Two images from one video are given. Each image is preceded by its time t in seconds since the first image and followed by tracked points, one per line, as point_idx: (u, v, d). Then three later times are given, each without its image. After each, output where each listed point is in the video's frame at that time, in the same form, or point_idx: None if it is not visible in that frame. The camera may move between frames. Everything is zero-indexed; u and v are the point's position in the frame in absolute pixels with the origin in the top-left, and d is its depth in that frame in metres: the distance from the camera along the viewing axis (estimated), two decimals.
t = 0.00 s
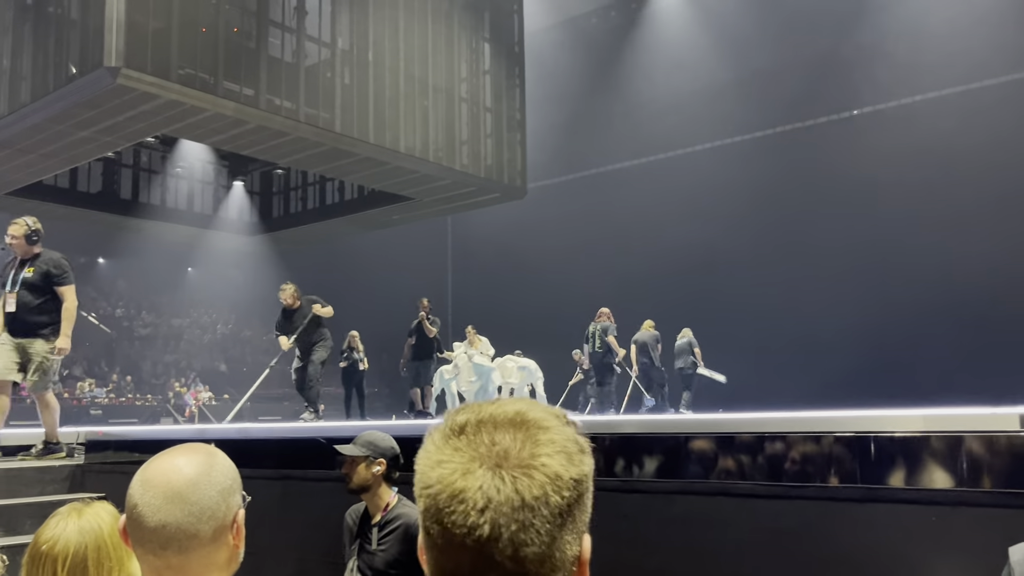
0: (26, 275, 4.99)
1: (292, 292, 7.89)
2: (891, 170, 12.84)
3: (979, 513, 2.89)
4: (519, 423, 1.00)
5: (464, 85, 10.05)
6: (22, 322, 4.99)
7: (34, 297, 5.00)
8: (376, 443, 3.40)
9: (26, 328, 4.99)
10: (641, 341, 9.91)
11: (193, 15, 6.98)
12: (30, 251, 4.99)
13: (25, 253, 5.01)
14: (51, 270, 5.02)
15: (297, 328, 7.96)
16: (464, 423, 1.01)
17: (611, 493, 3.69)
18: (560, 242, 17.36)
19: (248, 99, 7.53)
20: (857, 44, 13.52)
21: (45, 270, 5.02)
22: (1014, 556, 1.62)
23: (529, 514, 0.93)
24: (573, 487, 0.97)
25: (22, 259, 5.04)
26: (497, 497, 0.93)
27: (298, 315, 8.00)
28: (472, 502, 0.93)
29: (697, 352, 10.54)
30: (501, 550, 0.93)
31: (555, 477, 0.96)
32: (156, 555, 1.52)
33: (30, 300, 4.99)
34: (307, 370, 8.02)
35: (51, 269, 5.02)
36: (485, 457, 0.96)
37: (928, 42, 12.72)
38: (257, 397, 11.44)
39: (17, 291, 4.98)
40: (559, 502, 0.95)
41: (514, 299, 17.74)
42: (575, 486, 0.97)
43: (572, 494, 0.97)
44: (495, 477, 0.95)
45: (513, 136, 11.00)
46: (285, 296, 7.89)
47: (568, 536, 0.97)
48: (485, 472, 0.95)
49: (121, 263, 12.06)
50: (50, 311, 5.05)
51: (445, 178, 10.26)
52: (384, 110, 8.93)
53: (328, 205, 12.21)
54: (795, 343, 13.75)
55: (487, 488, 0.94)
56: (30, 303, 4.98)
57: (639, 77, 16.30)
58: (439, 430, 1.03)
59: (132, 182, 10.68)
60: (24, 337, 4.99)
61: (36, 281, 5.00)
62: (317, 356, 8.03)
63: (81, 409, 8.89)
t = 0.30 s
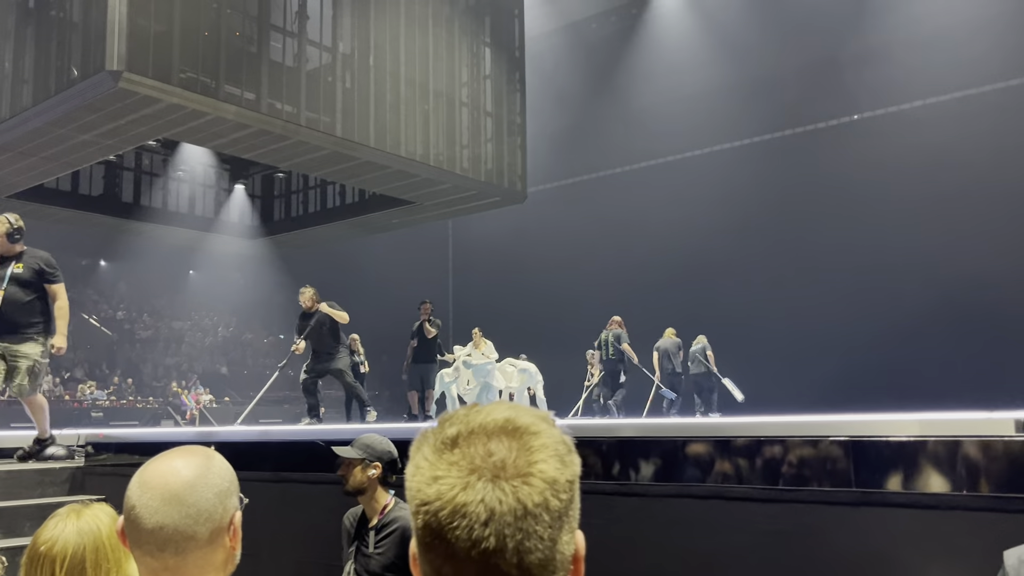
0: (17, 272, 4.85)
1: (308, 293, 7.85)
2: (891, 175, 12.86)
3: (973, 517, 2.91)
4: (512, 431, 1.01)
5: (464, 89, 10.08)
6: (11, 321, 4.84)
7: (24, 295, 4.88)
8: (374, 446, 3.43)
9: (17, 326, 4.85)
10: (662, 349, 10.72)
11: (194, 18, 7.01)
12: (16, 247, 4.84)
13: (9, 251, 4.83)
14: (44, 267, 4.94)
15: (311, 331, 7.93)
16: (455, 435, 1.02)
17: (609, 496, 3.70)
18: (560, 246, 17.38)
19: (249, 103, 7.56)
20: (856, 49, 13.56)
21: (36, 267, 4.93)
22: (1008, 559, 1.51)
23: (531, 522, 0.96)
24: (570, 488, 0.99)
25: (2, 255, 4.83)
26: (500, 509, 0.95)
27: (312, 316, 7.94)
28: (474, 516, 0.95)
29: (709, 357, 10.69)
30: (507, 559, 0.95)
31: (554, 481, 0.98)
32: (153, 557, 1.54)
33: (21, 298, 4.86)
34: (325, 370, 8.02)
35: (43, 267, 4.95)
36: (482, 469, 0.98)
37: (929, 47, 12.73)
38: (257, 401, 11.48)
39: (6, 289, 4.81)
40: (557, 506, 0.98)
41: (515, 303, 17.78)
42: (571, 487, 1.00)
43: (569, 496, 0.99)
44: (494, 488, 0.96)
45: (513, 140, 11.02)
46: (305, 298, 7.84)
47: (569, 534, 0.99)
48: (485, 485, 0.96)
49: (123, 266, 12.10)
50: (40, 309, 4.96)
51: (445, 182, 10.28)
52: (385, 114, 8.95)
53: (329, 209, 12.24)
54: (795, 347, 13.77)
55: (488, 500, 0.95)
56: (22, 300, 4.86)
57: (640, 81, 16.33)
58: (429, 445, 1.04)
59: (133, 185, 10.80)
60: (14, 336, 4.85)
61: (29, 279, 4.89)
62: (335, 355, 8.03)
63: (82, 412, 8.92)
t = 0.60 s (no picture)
0: (17, 268, 4.84)
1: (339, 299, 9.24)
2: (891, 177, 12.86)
3: (970, 520, 2.91)
4: (501, 438, 1.01)
5: (463, 92, 10.09)
6: (8, 317, 4.80)
7: (24, 292, 4.85)
8: (368, 449, 3.44)
9: (16, 322, 4.82)
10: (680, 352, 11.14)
11: (194, 21, 7.02)
12: (16, 244, 4.85)
13: (9, 246, 4.82)
14: (45, 266, 4.97)
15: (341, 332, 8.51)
16: (443, 441, 1.02)
17: (606, 499, 3.69)
18: (560, 247, 17.39)
19: (249, 106, 7.57)
20: (856, 51, 13.57)
21: (35, 264, 4.94)
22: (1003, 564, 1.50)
23: (518, 528, 0.96)
24: (557, 494, 1.00)
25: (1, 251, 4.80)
26: (486, 517, 0.96)
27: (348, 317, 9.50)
28: (462, 522, 0.95)
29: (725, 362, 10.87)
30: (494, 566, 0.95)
31: (540, 488, 0.98)
32: (148, 561, 1.55)
33: (20, 294, 4.83)
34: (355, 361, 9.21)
35: (43, 265, 4.96)
36: (469, 475, 0.98)
37: (929, 49, 12.74)
38: (259, 403, 11.50)
39: (6, 285, 4.78)
40: (544, 512, 0.98)
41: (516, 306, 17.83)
42: (558, 495, 1.00)
43: (556, 502, 0.99)
44: (481, 495, 0.97)
45: (513, 142, 11.04)
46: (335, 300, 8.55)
47: (555, 540, 1.00)
48: (471, 491, 0.97)
49: (123, 268, 12.10)
50: (38, 307, 4.93)
51: (445, 184, 10.29)
52: (385, 116, 8.97)
53: (329, 211, 12.27)
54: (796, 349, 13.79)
55: (475, 507, 0.96)
56: (22, 296, 4.83)
57: (639, 83, 16.34)
58: (418, 451, 1.04)
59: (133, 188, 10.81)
60: (12, 332, 4.82)
61: (29, 275, 4.88)
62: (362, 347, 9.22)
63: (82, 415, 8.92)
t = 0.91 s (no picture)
0: (30, 272, 4.82)
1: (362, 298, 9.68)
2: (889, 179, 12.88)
3: (965, 523, 2.92)
4: (499, 441, 1.01)
5: (462, 94, 10.09)
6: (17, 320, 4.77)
7: (35, 295, 4.83)
8: (369, 450, 3.37)
9: (24, 325, 4.79)
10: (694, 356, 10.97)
11: (192, 22, 7.02)
12: (29, 247, 4.81)
13: (23, 250, 4.80)
14: (57, 270, 4.96)
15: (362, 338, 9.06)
16: (441, 445, 1.02)
17: (604, 502, 3.70)
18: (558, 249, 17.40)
19: (248, 108, 7.57)
20: (855, 53, 13.60)
21: (48, 268, 4.92)
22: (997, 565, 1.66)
23: (514, 531, 0.96)
24: (553, 498, 1.00)
25: (13, 253, 4.77)
26: (485, 519, 0.95)
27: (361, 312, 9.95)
28: (460, 524, 0.95)
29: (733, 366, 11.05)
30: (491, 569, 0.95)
31: (537, 492, 0.99)
32: (146, 567, 1.54)
33: (31, 298, 4.81)
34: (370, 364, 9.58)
35: (56, 270, 4.95)
36: (467, 478, 0.98)
37: (928, 52, 12.76)
38: (257, 404, 11.52)
39: (18, 288, 4.75)
40: (541, 517, 0.98)
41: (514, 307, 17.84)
42: (555, 499, 1.01)
43: (552, 507, 1.00)
44: (479, 498, 0.97)
45: (512, 145, 11.06)
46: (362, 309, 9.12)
47: (551, 545, 1.00)
48: (469, 494, 0.97)
49: (121, 269, 12.09)
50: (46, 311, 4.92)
51: (444, 186, 10.30)
52: (383, 118, 8.97)
53: (327, 213, 12.29)
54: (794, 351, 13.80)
55: (474, 511, 0.96)
56: (33, 300, 4.82)
57: (638, 85, 16.36)
58: (416, 454, 1.04)
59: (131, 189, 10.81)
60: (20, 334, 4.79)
61: (42, 279, 4.86)
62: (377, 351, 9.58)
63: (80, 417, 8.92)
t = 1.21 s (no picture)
0: (38, 269, 4.73)
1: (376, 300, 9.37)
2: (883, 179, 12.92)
3: (961, 522, 2.93)
4: (504, 439, 1.03)
5: (458, 94, 10.09)
6: (28, 318, 4.68)
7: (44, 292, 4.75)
8: (368, 450, 3.36)
9: (35, 323, 4.71)
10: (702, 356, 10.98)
11: (187, 23, 7.00)
12: (34, 242, 4.72)
13: (25, 244, 4.69)
14: (65, 265, 4.86)
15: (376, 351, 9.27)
16: (446, 441, 1.03)
17: (600, 501, 3.69)
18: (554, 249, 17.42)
19: (243, 107, 7.56)
20: (850, 53, 13.63)
21: (57, 264, 4.83)
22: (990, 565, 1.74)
23: (519, 526, 0.97)
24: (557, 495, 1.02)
25: (20, 250, 4.68)
26: (492, 514, 0.96)
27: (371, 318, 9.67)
28: (467, 518, 0.95)
29: (738, 371, 11.21)
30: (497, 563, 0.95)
31: (542, 487, 1.00)
32: (144, 566, 1.54)
33: (40, 295, 4.72)
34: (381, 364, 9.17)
35: (65, 265, 4.86)
36: (473, 474, 0.99)
37: (922, 52, 12.80)
38: (253, 405, 11.50)
39: (26, 286, 4.66)
40: (545, 513, 0.99)
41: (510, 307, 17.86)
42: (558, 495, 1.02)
43: (554, 503, 1.01)
44: (485, 492, 0.97)
45: (507, 144, 11.08)
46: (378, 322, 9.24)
47: (552, 542, 1.01)
48: (475, 489, 0.97)
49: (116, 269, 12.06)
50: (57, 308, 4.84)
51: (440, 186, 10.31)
52: (379, 118, 8.96)
53: (323, 213, 12.27)
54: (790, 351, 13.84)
55: (480, 504, 0.96)
56: (41, 297, 4.73)
57: (633, 85, 16.38)
58: (419, 450, 1.05)
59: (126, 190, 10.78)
60: (31, 332, 4.70)
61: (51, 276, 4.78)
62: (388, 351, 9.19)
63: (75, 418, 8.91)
